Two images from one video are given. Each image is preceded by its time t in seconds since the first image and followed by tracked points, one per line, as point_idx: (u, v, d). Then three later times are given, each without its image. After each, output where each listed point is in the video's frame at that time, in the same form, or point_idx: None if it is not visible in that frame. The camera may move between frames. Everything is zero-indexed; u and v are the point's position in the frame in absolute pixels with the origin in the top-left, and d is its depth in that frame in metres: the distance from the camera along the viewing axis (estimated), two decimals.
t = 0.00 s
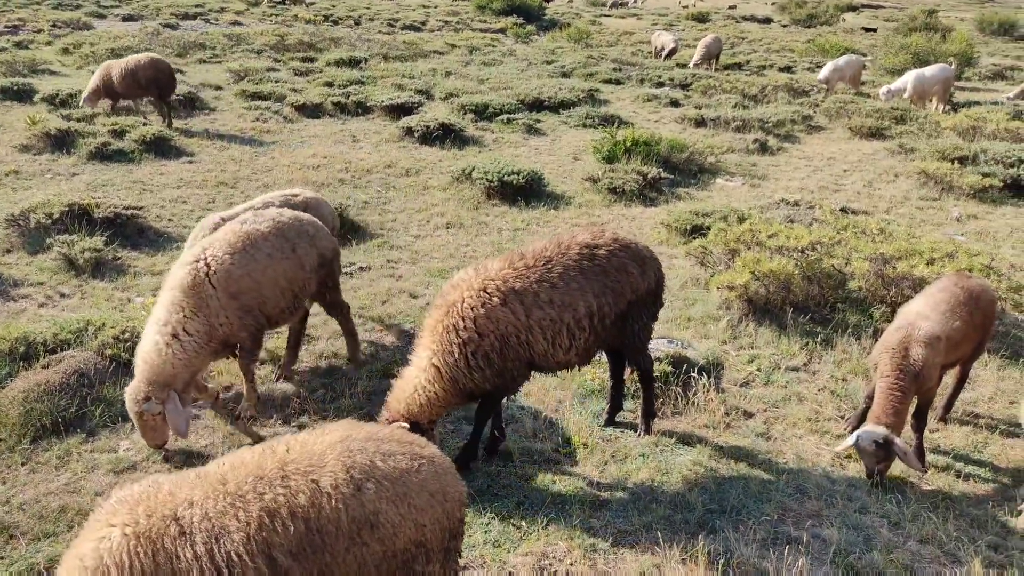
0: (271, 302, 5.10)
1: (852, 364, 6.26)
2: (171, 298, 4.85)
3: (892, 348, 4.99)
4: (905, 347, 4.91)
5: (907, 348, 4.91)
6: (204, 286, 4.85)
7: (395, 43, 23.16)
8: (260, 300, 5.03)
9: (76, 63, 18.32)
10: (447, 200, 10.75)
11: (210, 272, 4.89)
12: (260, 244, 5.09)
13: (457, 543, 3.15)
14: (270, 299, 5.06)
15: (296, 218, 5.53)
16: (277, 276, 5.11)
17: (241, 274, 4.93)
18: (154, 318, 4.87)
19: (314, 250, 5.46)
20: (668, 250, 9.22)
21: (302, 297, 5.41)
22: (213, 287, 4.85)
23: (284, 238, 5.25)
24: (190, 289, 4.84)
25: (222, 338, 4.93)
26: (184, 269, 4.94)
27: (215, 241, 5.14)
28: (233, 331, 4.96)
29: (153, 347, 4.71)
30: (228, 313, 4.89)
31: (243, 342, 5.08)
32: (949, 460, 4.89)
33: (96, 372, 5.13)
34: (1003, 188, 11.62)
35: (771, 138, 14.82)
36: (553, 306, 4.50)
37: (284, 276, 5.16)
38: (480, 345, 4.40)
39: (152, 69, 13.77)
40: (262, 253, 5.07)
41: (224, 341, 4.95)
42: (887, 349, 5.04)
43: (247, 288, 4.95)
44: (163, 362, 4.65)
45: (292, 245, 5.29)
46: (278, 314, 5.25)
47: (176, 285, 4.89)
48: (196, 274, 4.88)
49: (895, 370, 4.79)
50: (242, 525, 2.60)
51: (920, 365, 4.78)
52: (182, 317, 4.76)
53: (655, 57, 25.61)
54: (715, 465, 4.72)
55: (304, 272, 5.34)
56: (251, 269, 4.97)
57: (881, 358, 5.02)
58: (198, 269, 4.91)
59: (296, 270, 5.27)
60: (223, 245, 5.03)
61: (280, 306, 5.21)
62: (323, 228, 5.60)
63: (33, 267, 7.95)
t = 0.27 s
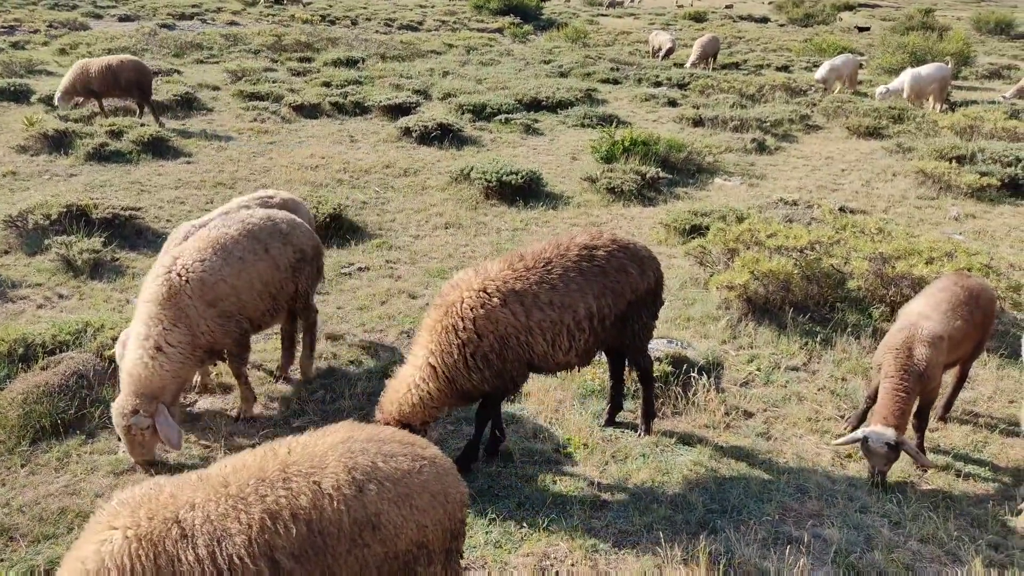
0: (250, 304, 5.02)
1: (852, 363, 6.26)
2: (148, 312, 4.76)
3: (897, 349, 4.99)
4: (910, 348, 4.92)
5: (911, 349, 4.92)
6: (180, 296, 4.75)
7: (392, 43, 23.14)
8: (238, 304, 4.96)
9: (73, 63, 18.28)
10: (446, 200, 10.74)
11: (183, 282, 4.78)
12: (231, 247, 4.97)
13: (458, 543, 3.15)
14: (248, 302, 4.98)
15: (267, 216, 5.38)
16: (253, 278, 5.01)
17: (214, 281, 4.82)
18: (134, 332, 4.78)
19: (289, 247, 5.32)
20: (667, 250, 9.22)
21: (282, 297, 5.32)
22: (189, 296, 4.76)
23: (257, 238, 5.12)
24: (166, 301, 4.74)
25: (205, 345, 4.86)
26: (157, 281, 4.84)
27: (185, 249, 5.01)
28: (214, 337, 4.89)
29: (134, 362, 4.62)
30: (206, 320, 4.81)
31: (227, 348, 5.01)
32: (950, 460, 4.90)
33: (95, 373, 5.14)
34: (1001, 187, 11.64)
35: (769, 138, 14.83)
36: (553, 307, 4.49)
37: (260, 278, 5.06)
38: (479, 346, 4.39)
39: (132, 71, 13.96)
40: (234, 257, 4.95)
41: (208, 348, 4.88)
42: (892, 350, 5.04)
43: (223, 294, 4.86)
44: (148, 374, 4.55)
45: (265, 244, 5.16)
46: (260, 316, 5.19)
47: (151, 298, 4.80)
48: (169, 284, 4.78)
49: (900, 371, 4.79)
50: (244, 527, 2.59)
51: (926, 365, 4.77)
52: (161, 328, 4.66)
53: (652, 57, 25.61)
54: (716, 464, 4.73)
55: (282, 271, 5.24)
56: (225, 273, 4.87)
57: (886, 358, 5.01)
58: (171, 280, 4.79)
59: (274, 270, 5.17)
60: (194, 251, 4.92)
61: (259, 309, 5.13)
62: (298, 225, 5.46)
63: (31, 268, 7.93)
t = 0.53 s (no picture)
0: (237, 308, 5.00)
1: (850, 362, 6.27)
2: (132, 315, 4.73)
3: (897, 350, 5.01)
4: (912, 349, 4.94)
5: (914, 350, 4.94)
6: (165, 299, 4.73)
7: (389, 43, 23.13)
8: (224, 308, 4.94)
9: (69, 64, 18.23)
10: (444, 200, 10.73)
11: (168, 285, 4.76)
12: (218, 250, 4.96)
13: (460, 542, 3.15)
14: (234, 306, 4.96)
15: (256, 218, 5.37)
16: (240, 282, 4.99)
17: (199, 284, 4.80)
18: (118, 334, 4.77)
19: (278, 250, 5.31)
20: (666, 250, 9.22)
21: (270, 301, 5.30)
22: (174, 300, 4.74)
23: (244, 241, 5.10)
24: (150, 304, 4.71)
25: (189, 350, 4.84)
26: (141, 282, 4.82)
27: (171, 252, 4.98)
28: (199, 341, 4.87)
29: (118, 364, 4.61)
30: (191, 325, 4.79)
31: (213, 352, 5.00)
32: (949, 458, 4.91)
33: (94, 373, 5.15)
34: (999, 186, 11.66)
35: (766, 137, 14.85)
36: (548, 309, 4.48)
37: (247, 281, 5.04)
38: (474, 346, 4.40)
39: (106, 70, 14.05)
40: (220, 260, 4.93)
41: (192, 352, 4.86)
42: (894, 351, 5.06)
43: (208, 298, 4.84)
44: (131, 379, 4.51)
45: (253, 247, 5.14)
46: (246, 320, 5.16)
47: (136, 300, 4.78)
48: (154, 287, 4.76)
49: (903, 371, 4.80)
50: (245, 527, 2.59)
51: (927, 367, 4.79)
52: (145, 332, 4.65)
53: (650, 57, 25.62)
54: (716, 463, 4.73)
55: (270, 274, 5.21)
56: (211, 277, 4.85)
57: (887, 360, 5.04)
58: (156, 283, 4.77)
59: (261, 274, 5.15)
60: (180, 253, 4.90)
61: (246, 313, 5.12)
62: (288, 227, 5.45)
63: (30, 269, 7.91)
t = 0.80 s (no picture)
0: (235, 303, 4.99)
1: (850, 357, 6.27)
2: (130, 309, 4.71)
3: (907, 346, 5.02)
4: (922, 346, 4.93)
5: (923, 347, 4.92)
6: (164, 294, 4.70)
7: (387, 42, 23.11)
8: (222, 304, 4.92)
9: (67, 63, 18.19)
10: (443, 198, 10.72)
11: (166, 279, 4.73)
12: (216, 245, 4.93)
13: (460, 531, 3.14)
14: (233, 301, 4.94)
15: (254, 212, 5.36)
16: (238, 276, 4.98)
17: (198, 279, 4.78)
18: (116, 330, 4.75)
19: (276, 244, 5.29)
20: (665, 246, 9.21)
21: (269, 295, 5.28)
22: (172, 296, 4.71)
23: (242, 236, 5.08)
24: (147, 299, 4.69)
25: (187, 345, 4.83)
26: (139, 278, 4.78)
27: (169, 246, 4.96)
28: (197, 337, 4.86)
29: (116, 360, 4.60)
30: (190, 320, 4.78)
31: (212, 347, 4.99)
32: (949, 451, 4.91)
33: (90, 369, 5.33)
34: (997, 182, 11.66)
35: (764, 135, 14.85)
36: (546, 303, 4.47)
37: (245, 276, 5.02)
38: (471, 339, 4.39)
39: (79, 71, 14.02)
40: (218, 255, 4.91)
41: (190, 347, 4.85)
42: (903, 347, 5.06)
43: (206, 294, 4.82)
44: (128, 373, 4.55)
45: (251, 242, 5.12)
46: (246, 315, 5.15)
47: (133, 295, 4.75)
48: (152, 282, 4.73)
49: (911, 368, 4.80)
50: (244, 515, 2.59)
51: (937, 363, 4.79)
52: (143, 327, 4.62)
53: (647, 55, 25.62)
54: (716, 457, 4.73)
55: (269, 269, 5.20)
56: (209, 273, 4.83)
57: (896, 356, 5.03)
58: (154, 277, 4.74)
59: (260, 268, 5.13)
60: (178, 249, 4.87)
61: (245, 307, 5.10)
62: (287, 221, 5.45)
63: (29, 265, 7.89)
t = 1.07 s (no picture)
0: (239, 302, 5.01)
1: (848, 355, 6.30)
2: (137, 309, 4.73)
3: (915, 347, 5.04)
4: (928, 348, 4.96)
5: (930, 348, 4.95)
6: (170, 293, 4.72)
7: (385, 42, 23.12)
8: (227, 302, 4.94)
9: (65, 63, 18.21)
10: (442, 197, 10.74)
11: (172, 279, 4.75)
12: (221, 244, 4.95)
13: (463, 529, 3.16)
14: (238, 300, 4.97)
15: (256, 211, 5.37)
16: (242, 275, 4.99)
17: (204, 279, 4.80)
18: (124, 329, 4.77)
19: (279, 243, 5.30)
20: (664, 245, 9.24)
21: (273, 294, 5.30)
22: (178, 295, 4.72)
23: (246, 235, 5.10)
24: (154, 298, 4.70)
25: (194, 344, 4.86)
26: (145, 277, 4.80)
27: (174, 246, 4.98)
28: (203, 336, 4.88)
29: (124, 358, 4.63)
30: (196, 319, 4.79)
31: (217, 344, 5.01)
32: (947, 449, 4.94)
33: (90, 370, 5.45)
34: (994, 181, 11.70)
35: (763, 134, 14.88)
36: (542, 303, 4.47)
37: (249, 275, 5.04)
38: (469, 340, 4.42)
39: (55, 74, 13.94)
40: (223, 254, 4.92)
41: (196, 346, 4.88)
42: (911, 348, 5.08)
43: (212, 292, 4.84)
44: (134, 372, 4.59)
45: (254, 241, 5.14)
46: (250, 314, 5.17)
47: (140, 295, 4.76)
48: (158, 282, 4.75)
49: (917, 369, 4.83)
50: (249, 511, 2.61)
51: (943, 364, 4.81)
52: (150, 326, 4.65)
53: (645, 55, 25.65)
54: (715, 455, 4.76)
55: (272, 267, 5.22)
56: (214, 272, 4.85)
57: (903, 357, 5.06)
58: (161, 277, 4.76)
59: (264, 267, 5.15)
60: (183, 248, 4.88)
61: (250, 305, 5.13)
62: (289, 220, 5.47)
63: (29, 265, 7.90)
